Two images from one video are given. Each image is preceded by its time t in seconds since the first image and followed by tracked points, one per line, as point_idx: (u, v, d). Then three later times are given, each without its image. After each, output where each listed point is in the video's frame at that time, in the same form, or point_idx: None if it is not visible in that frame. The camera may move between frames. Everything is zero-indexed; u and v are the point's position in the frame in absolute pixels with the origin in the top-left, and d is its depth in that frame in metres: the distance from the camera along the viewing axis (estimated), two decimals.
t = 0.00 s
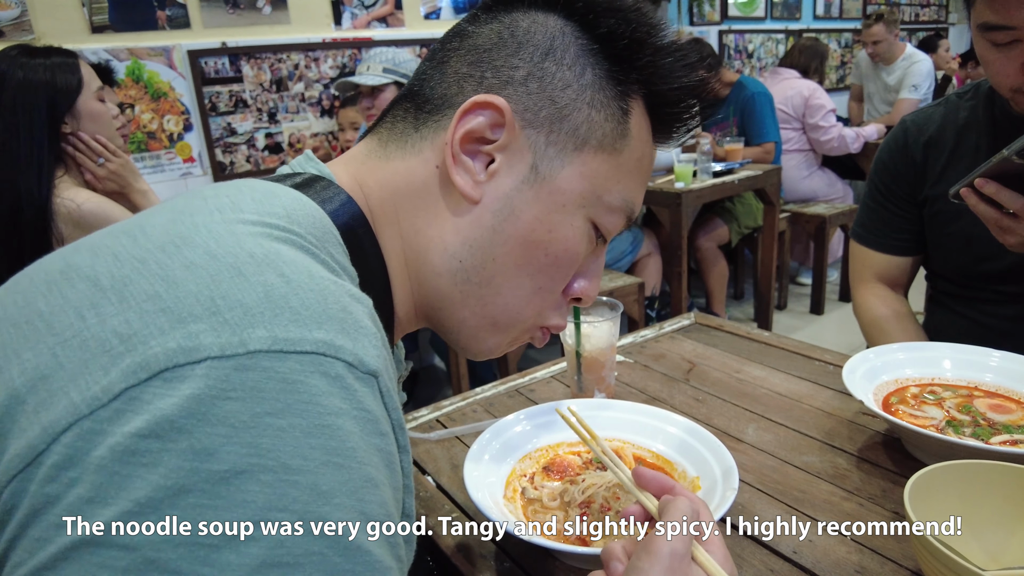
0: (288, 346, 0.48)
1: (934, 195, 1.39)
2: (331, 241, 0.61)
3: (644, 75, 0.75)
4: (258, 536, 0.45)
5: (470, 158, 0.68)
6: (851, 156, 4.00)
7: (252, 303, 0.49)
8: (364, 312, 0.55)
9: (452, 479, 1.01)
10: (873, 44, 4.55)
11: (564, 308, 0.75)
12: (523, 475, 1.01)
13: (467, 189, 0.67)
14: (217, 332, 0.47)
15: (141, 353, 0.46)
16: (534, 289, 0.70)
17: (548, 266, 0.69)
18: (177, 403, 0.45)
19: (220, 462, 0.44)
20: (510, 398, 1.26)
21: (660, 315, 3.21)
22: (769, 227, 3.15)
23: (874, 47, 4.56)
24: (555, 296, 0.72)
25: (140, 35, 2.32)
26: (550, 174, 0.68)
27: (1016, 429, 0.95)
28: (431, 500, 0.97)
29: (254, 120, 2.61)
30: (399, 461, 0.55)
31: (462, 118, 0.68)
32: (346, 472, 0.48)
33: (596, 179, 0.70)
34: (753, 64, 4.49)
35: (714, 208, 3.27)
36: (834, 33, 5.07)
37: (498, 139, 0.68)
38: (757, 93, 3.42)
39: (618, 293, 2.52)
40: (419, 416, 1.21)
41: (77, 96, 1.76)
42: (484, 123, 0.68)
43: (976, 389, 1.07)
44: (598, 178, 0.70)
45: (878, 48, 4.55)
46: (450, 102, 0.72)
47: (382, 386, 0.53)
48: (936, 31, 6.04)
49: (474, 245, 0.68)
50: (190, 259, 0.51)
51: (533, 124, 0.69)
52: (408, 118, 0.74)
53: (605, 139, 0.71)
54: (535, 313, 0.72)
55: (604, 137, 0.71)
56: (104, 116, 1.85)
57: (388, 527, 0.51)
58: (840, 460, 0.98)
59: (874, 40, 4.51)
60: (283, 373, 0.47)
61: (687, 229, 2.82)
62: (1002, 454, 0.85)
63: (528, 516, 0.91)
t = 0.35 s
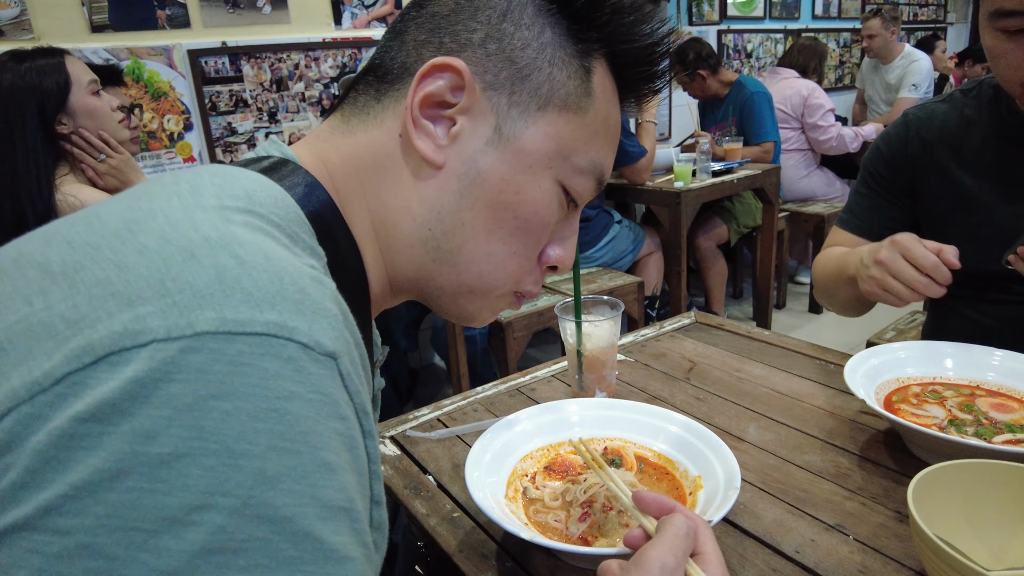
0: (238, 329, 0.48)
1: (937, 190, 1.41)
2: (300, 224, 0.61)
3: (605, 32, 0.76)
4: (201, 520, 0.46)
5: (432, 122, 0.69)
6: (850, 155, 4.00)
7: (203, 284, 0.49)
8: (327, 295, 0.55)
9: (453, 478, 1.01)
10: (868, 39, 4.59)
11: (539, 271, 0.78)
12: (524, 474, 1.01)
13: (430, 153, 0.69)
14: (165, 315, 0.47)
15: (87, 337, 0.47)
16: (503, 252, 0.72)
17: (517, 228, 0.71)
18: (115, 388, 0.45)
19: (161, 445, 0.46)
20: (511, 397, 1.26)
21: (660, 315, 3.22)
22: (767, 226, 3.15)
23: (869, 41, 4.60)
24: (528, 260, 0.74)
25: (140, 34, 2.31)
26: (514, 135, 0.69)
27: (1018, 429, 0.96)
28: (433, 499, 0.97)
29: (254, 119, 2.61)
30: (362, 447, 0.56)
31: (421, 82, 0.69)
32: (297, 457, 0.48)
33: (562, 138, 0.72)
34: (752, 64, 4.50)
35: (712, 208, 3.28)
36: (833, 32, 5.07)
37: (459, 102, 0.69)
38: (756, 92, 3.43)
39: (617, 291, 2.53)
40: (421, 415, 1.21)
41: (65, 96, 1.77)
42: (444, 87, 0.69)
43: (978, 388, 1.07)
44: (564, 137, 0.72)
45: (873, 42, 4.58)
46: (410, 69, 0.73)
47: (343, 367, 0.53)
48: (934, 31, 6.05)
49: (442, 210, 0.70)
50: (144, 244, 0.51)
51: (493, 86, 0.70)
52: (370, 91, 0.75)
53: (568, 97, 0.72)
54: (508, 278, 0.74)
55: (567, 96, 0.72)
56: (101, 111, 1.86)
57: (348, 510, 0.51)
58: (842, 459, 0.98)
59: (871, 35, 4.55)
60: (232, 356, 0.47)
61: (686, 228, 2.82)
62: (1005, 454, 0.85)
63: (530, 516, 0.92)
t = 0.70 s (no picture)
0: (176, 313, 0.49)
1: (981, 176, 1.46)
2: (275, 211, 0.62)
3: (582, 12, 0.77)
4: (120, 511, 0.48)
5: (407, 109, 0.71)
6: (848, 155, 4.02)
7: (147, 272, 0.50)
8: (287, 285, 0.55)
9: (456, 476, 1.02)
10: (865, 40, 4.60)
11: (516, 252, 0.81)
12: (526, 472, 1.02)
13: (406, 141, 0.70)
14: (102, 301, 0.48)
15: (22, 321, 0.49)
16: (479, 236, 0.75)
17: (493, 213, 0.74)
18: (47, 372, 0.47)
19: (86, 432, 0.48)
20: (514, 396, 1.27)
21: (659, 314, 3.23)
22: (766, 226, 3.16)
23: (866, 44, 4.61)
24: (506, 243, 0.77)
25: (142, 35, 2.32)
26: (489, 121, 0.71)
27: (1017, 428, 0.97)
28: (437, 497, 0.98)
29: (257, 120, 2.62)
30: (316, 439, 0.56)
31: (395, 68, 0.70)
32: (232, 448, 0.50)
33: (537, 122, 0.73)
34: (751, 65, 4.52)
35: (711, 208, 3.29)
36: (831, 34, 5.09)
37: (434, 88, 0.70)
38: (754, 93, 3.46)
39: (617, 291, 2.54)
40: (424, 414, 1.22)
41: (70, 98, 1.78)
42: (417, 73, 0.70)
43: (977, 388, 1.09)
44: (540, 120, 0.74)
45: (869, 44, 4.59)
46: (382, 51, 0.73)
47: (294, 358, 0.54)
48: (932, 32, 6.07)
49: (420, 196, 0.72)
50: (90, 233, 0.52)
51: (467, 70, 0.71)
52: (341, 74, 0.75)
53: (545, 80, 0.74)
54: (484, 260, 0.77)
55: (543, 80, 0.74)
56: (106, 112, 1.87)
57: (291, 505, 0.52)
58: (842, 457, 1.00)
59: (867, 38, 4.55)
60: (169, 344, 0.48)
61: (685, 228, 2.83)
62: (1004, 453, 0.86)
63: (533, 513, 0.93)
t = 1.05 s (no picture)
0: None
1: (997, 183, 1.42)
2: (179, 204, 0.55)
3: None
4: None
5: (315, 68, 0.62)
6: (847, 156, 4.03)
7: None
8: (148, 297, 0.47)
9: (459, 475, 1.03)
10: (863, 41, 4.61)
11: (466, 204, 0.75)
12: (528, 471, 1.02)
13: (315, 107, 0.62)
14: None
15: None
16: (417, 201, 0.68)
17: (430, 176, 0.67)
18: None
19: None
20: (514, 395, 1.28)
21: (659, 314, 3.24)
22: (765, 226, 3.17)
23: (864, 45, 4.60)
24: (448, 203, 0.71)
25: (144, 36, 2.33)
26: (413, 74, 0.63)
27: (1015, 426, 0.98)
28: (439, 496, 0.99)
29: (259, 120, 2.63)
30: (198, 474, 0.48)
31: (292, 21, 0.60)
32: (64, 509, 0.45)
33: (472, 69, 0.65)
34: (750, 65, 4.54)
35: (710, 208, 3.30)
36: (830, 34, 5.10)
37: (342, 40, 0.61)
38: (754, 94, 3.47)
39: (617, 291, 2.55)
40: (425, 413, 1.23)
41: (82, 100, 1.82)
42: (319, 25, 0.60)
43: (976, 386, 1.09)
44: (475, 67, 0.65)
45: (867, 45, 4.60)
46: None
47: (155, 390, 0.46)
48: (930, 33, 6.09)
49: (342, 167, 0.65)
50: None
51: (381, 15, 0.61)
52: (234, 25, 0.65)
53: (476, 19, 0.64)
54: (428, 221, 0.71)
55: (474, 17, 0.64)
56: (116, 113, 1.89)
57: (160, 559, 0.47)
58: (841, 456, 1.01)
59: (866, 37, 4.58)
60: None
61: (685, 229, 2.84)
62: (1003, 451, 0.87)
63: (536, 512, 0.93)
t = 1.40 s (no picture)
0: None
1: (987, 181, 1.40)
2: (63, 216, 0.54)
3: None
4: None
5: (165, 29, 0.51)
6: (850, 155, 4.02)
7: None
8: None
9: (459, 476, 1.02)
10: (863, 40, 4.61)
11: (391, 168, 0.64)
12: (529, 472, 1.01)
13: (176, 77, 0.51)
14: None
15: None
16: (319, 178, 0.58)
17: (330, 148, 0.56)
18: None
19: None
20: (515, 396, 1.27)
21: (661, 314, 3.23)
22: (767, 226, 3.16)
23: (865, 44, 4.60)
24: (361, 172, 0.60)
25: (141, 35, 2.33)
26: (289, 27, 0.50)
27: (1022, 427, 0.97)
28: (438, 497, 0.98)
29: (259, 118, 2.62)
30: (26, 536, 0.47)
31: None
32: None
33: (367, 14, 0.51)
34: (751, 64, 4.53)
35: (712, 207, 3.29)
36: (832, 33, 5.09)
37: None
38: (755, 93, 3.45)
39: (617, 291, 2.54)
40: (425, 414, 1.22)
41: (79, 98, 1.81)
42: None
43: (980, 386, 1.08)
44: (370, 10, 0.51)
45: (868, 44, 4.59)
46: None
47: None
48: (933, 31, 6.08)
49: (221, 147, 0.55)
50: None
51: None
52: None
53: None
54: (341, 194, 0.60)
55: None
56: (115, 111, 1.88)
57: None
58: (845, 457, 0.99)
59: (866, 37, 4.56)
60: None
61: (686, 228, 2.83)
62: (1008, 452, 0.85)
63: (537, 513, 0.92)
